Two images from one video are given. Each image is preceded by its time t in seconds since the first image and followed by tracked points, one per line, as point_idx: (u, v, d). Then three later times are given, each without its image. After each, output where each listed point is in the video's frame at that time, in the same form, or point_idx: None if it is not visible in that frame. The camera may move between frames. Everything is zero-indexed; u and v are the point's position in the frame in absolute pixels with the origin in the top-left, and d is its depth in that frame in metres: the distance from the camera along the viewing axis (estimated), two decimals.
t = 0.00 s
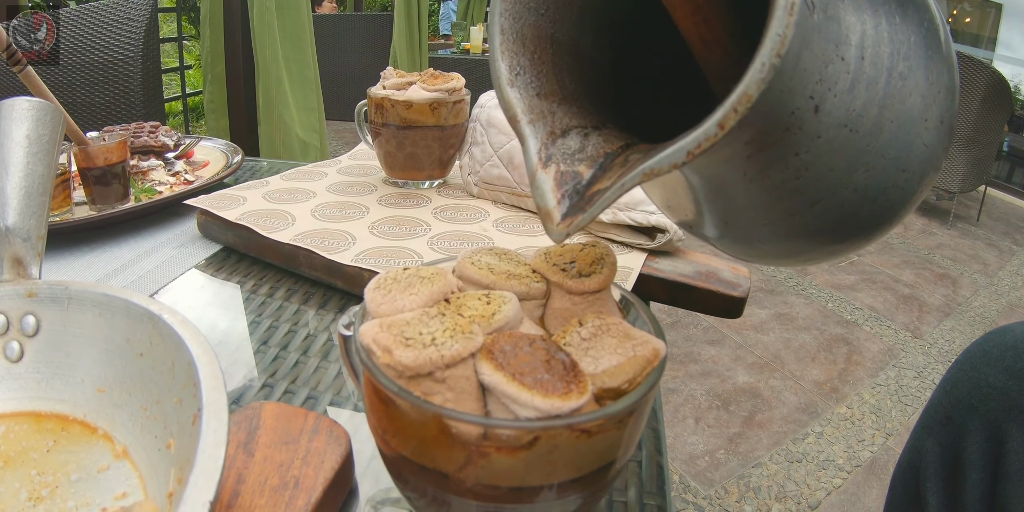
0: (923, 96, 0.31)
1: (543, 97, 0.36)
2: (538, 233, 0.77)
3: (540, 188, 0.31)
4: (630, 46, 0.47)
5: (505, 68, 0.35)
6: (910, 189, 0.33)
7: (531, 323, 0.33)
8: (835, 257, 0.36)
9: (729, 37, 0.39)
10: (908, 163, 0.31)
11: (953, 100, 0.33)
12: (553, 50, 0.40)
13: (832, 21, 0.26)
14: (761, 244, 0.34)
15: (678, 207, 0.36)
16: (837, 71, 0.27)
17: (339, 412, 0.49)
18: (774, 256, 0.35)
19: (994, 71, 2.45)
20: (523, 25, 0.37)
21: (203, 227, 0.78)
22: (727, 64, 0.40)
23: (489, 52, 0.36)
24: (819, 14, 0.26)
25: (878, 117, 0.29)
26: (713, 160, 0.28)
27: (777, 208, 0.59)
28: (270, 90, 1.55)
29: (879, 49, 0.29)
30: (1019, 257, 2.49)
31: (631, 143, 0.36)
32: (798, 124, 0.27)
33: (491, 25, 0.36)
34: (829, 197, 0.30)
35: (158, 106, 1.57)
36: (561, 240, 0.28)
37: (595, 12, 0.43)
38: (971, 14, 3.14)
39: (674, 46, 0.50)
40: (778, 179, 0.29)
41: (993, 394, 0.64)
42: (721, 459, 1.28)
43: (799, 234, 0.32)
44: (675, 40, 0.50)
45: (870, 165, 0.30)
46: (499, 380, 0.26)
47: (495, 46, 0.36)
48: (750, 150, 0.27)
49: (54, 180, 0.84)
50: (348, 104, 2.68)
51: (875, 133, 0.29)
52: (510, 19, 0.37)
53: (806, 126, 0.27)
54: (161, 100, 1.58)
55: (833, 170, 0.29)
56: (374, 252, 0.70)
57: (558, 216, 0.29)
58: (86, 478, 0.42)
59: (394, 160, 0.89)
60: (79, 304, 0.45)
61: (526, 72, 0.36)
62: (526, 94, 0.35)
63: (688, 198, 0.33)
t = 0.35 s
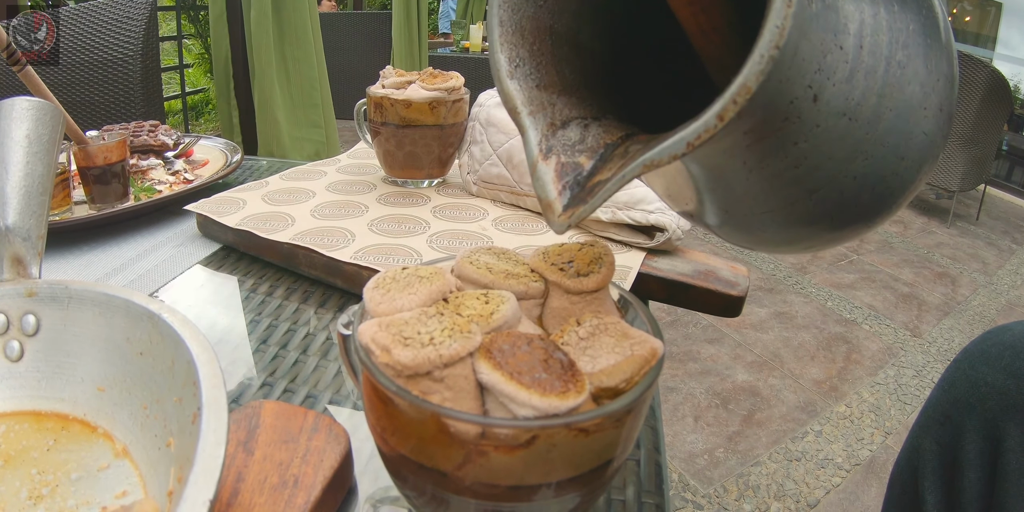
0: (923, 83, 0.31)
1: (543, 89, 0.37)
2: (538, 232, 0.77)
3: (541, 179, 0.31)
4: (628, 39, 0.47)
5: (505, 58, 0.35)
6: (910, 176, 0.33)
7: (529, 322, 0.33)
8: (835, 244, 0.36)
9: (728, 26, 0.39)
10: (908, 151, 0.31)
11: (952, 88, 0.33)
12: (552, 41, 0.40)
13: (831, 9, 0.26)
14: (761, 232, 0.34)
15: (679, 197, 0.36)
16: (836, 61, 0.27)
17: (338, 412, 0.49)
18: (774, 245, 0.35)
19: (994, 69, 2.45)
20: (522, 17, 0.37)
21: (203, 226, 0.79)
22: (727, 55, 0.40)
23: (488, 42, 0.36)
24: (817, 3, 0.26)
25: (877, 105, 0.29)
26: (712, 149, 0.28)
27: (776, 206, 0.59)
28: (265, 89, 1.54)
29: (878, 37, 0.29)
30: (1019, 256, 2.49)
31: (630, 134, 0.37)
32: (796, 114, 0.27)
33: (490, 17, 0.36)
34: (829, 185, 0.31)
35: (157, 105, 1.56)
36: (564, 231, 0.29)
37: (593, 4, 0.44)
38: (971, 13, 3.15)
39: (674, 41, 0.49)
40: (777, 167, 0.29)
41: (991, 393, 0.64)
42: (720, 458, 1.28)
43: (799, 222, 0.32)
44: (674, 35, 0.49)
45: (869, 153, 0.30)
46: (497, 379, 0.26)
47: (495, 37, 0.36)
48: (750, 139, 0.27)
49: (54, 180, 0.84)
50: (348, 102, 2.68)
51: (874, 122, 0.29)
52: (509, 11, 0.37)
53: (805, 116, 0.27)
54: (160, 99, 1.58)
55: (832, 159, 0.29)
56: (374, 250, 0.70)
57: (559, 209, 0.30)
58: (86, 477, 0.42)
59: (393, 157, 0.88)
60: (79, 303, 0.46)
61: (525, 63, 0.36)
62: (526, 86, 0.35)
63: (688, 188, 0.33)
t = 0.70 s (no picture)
0: (923, 75, 0.31)
1: (543, 85, 0.36)
2: (539, 230, 0.77)
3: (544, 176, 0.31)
4: (624, 35, 0.47)
5: (505, 56, 0.35)
6: (910, 166, 0.33)
7: (530, 317, 0.33)
8: (836, 234, 0.36)
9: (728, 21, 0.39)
10: (908, 141, 0.31)
11: (952, 79, 0.33)
12: (552, 36, 0.40)
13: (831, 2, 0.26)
14: (761, 223, 0.34)
15: (679, 187, 0.36)
16: (836, 55, 0.27)
17: (337, 408, 0.49)
18: (775, 234, 0.35)
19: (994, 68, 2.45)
20: (522, 13, 0.37)
21: (202, 223, 0.78)
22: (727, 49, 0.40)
23: (487, 38, 0.35)
24: None
25: (878, 97, 0.29)
26: (712, 145, 0.28)
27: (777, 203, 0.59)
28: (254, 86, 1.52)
29: (879, 29, 0.28)
30: (1018, 255, 2.49)
31: (632, 130, 0.36)
32: (797, 108, 0.27)
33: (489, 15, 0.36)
34: (830, 177, 0.30)
35: (156, 103, 1.56)
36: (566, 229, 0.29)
37: None
38: (971, 12, 3.08)
39: (673, 37, 0.49)
40: (779, 160, 0.29)
41: (992, 390, 0.64)
42: (720, 456, 1.28)
43: (800, 211, 0.32)
44: (671, 32, 0.49)
45: (870, 145, 0.30)
46: (498, 373, 0.26)
47: (494, 35, 0.35)
48: (751, 133, 0.27)
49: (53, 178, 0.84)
50: (346, 101, 2.68)
51: (874, 114, 0.29)
52: (508, 8, 0.36)
53: (806, 109, 0.27)
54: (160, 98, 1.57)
55: (833, 151, 0.29)
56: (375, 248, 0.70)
57: (562, 205, 0.30)
58: (84, 473, 0.42)
59: (393, 155, 0.88)
60: (77, 300, 0.45)
61: (525, 61, 0.36)
62: (526, 83, 0.35)
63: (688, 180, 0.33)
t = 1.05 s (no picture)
0: (919, 58, 0.30)
1: (535, 69, 0.36)
2: (537, 230, 0.77)
3: (537, 162, 0.31)
4: (615, 15, 0.47)
5: (497, 40, 0.35)
6: (904, 149, 0.32)
7: (526, 318, 0.33)
8: (832, 216, 0.36)
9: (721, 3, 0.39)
10: (903, 124, 0.31)
11: (947, 63, 0.33)
12: (542, 20, 0.39)
13: None
14: (755, 207, 0.34)
15: (672, 171, 0.36)
16: (830, 36, 0.27)
17: (334, 408, 0.49)
18: (770, 218, 0.35)
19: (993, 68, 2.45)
20: None
21: (201, 223, 0.78)
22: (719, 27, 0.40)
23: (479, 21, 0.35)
24: None
25: (872, 81, 0.29)
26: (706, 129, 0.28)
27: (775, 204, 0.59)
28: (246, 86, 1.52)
29: (873, 12, 0.28)
30: (1018, 255, 2.49)
31: (624, 113, 0.37)
32: (791, 91, 0.27)
33: None
34: (824, 160, 0.30)
35: (155, 103, 1.56)
36: (561, 214, 0.29)
37: None
38: (970, 11, 3.16)
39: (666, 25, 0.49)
40: (773, 143, 0.29)
41: (990, 390, 0.64)
42: (719, 456, 1.28)
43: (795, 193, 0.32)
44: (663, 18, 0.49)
45: (864, 129, 0.30)
46: (493, 374, 0.26)
47: (485, 18, 0.35)
48: (745, 117, 0.27)
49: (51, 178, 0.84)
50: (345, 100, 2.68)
51: (868, 97, 0.29)
52: None
53: (799, 93, 0.27)
54: (159, 97, 1.58)
55: (827, 135, 0.29)
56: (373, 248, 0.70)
57: (556, 191, 0.30)
58: (82, 474, 0.42)
59: (391, 154, 0.88)
60: (76, 301, 0.45)
61: (517, 44, 0.36)
62: (518, 67, 0.35)
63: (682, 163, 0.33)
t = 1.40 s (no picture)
0: (913, 46, 0.30)
1: (520, 62, 0.36)
2: (535, 230, 0.78)
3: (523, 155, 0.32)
4: (602, 6, 0.47)
5: (479, 33, 0.35)
6: (899, 138, 0.32)
7: (522, 319, 0.33)
8: (828, 207, 0.36)
9: None
10: (897, 113, 0.31)
11: (943, 49, 0.32)
12: (527, 11, 0.40)
13: None
14: (749, 197, 0.34)
15: (665, 163, 0.36)
16: (823, 25, 0.27)
17: (332, 409, 0.49)
18: (765, 209, 0.36)
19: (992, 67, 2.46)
20: None
21: (200, 224, 0.79)
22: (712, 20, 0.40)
23: (461, 14, 0.35)
24: None
25: (865, 70, 0.29)
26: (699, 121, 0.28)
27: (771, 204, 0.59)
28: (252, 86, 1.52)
29: None
30: (1017, 254, 2.50)
31: (611, 106, 0.37)
32: (783, 80, 0.27)
33: None
34: (817, 150, 0.31)
35: (154, 104, 1.56)
36: (547, 210, 0.30)
37: None
38: (968, 10, 3.22)
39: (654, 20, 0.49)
40: (766, 132, 0.29)
41: (985, 390, 0.64)
42: (718, 455, 1.28)
43: (788, 184, 0.33)
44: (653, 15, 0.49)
45: (858, 117, 0.30)
46: (489, 376, 0.26)
47: (467, 13, 0.35)
48: (736, 107, 0.28)
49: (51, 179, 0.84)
50: (344, 101, 2.68)
51: (862, 86, 0.29)
52: None
53: (791, 82, 0.27)
54: (158, 98, 1.57)
55: (820, 125, 0.29)
56: (371, 249, 0.70)
57: (540, 185, 0.31)
58: (83, 475, 0.42)
59: (389, 155, 0.88)
60: (76, 302, 0.46)
61: (500, 36, 0.36)
62: (502, 60, 0.35)
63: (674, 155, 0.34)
